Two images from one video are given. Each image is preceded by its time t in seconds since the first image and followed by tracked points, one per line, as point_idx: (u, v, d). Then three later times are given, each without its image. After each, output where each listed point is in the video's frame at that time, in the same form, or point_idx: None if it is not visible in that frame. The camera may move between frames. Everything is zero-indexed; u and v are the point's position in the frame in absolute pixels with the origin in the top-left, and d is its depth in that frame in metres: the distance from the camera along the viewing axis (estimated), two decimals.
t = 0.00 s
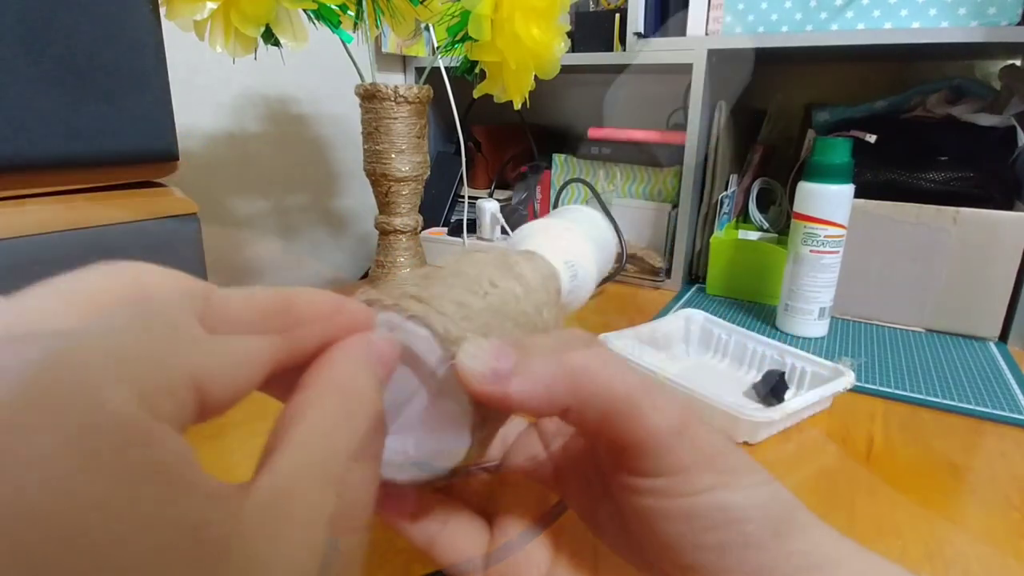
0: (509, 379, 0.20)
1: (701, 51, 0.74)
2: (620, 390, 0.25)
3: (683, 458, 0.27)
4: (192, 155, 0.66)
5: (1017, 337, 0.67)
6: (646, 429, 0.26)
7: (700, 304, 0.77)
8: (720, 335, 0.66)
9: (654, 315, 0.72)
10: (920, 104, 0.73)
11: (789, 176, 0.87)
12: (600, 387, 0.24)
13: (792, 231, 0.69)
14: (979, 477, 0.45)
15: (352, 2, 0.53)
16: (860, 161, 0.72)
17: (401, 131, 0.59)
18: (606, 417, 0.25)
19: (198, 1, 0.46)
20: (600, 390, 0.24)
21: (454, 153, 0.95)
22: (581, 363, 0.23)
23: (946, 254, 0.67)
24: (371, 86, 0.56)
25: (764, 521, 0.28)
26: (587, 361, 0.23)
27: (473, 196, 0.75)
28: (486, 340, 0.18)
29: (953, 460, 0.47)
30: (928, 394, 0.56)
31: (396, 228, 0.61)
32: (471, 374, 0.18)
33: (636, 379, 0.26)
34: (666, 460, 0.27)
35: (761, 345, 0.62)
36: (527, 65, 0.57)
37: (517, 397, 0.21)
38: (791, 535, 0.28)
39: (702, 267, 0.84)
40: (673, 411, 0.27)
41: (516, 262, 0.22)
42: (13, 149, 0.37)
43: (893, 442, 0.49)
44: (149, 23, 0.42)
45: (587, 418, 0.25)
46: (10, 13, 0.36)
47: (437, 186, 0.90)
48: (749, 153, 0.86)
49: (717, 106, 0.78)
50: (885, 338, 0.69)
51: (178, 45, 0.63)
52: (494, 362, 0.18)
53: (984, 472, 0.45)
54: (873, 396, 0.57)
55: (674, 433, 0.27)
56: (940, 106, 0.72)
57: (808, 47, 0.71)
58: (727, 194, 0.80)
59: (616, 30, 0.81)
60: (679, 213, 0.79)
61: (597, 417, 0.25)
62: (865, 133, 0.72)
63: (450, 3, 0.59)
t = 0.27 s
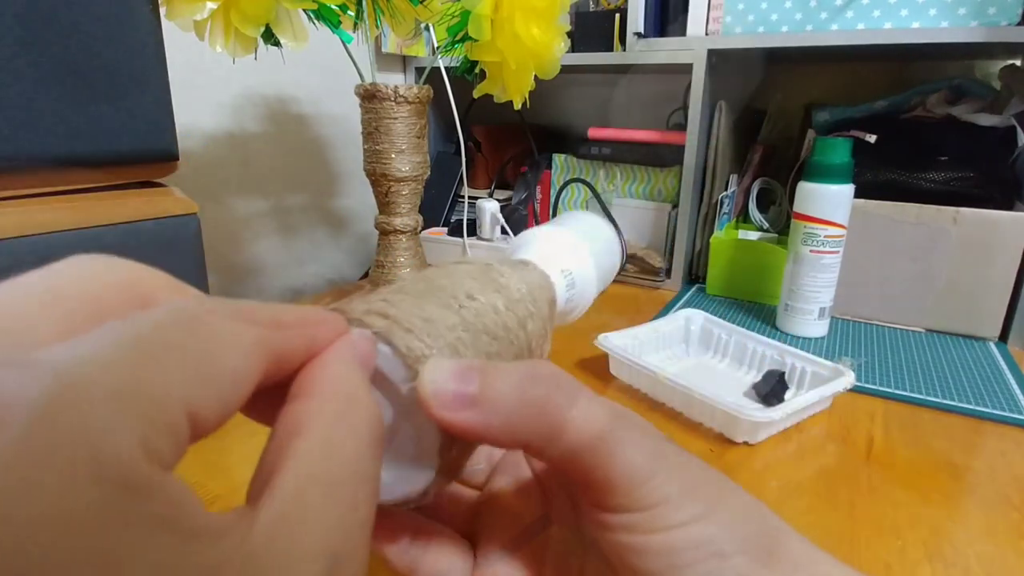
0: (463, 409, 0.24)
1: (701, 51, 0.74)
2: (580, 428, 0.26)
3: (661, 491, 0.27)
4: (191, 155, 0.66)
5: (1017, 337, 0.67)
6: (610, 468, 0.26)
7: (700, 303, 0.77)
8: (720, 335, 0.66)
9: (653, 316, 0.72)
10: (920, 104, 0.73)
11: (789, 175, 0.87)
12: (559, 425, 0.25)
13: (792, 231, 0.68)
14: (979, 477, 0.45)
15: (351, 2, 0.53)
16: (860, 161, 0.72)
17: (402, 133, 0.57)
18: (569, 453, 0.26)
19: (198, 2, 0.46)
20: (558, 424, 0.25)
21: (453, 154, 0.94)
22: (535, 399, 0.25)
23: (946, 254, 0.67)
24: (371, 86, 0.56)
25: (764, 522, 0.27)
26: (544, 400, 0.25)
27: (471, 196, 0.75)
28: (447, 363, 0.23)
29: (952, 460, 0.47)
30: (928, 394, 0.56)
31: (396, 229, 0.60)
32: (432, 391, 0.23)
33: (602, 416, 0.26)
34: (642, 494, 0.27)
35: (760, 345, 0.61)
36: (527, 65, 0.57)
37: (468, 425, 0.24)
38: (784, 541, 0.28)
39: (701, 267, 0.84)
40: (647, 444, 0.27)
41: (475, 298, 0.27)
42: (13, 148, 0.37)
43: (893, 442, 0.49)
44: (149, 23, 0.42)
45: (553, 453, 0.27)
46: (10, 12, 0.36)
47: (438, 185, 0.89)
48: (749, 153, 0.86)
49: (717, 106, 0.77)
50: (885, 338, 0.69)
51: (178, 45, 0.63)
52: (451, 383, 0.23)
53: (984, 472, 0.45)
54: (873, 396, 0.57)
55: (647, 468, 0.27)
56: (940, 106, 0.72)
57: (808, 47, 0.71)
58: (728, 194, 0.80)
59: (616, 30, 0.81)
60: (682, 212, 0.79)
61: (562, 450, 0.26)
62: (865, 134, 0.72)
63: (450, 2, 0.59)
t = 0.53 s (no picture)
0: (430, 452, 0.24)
1: (701, 51, 0.74)
2: (555, 463, 0.26)
3: (648, 516, 0.26)
4: (191, 155, 0.66)
5: (1017, 337, 0.67)
6: (587, 498, 0.26)
7: (700, 304, 0.77)
8: (720, 335, 0.66)
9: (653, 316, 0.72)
10: (920, 104, 0.73)
11: (789, 176, 0.87)
12: (533, 463, 0.25)
13: (792, 231, 0.68)
14: (979, 478, 0.45)
15: (351, 2, 0.53)
16: (860, 161, 0.72)
17: (401, 132, 0.57)
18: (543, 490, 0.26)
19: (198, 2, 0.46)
20: (530, 462, 0.25)
21: (453, 154, 0.94)
22: (508, 437, 0.25)
23: (946, 254, 0.67)
24: (371, 86, 0.56)
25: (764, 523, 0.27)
26: (516, 437, 0.25)
27: (471, 196, 0.75)
28: (415, 408, 0.24)
29: (952, 460, 0.47)
30: (928, 394, 0.56)
31: (396, 228, 0.60)
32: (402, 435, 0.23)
33: (575, 450, 0.26)
34: (621, 523, 0.27)
35: (760, 346, 0.61)
36: (527, 65, 0.57)
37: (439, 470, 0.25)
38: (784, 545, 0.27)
39: (702, 267, 0.84)
40: (630, 466, 0.27)
41: (458, 313, 0.28)
42: (13, 149, 0.37)
43: (892, 442, 0.49)
44: (148, 23, 0.41)
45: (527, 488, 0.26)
46: (10, 12, 0.35)
47: (437, 185, 0.89)
48: (750, 152, 0.86)
49: (717, 106, 0.77)
50: (884, 338, 0.69)
51: (178, 44, 0.63)
52: (419, 427, 0.24)
53: (984, 473, 0.45)
54: (874, 397, 0.57)
55: (631, 492, 0.26)
56: (940, 106, 0.72)
57: (808, 47, 0.71)
58: (728, 194, 0.80)
59: (615, 29, 0.81)
60: (681, 212, 0.79)
61: (538, 486, 0.26)
62: (865, 134, 0.72)
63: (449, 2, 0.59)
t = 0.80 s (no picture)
0: (441, 456, 0.23)
1: (701, 51, 0.74)
2: (559, 457, 0.26)
3: (650, 506, 0.27)
4: (191, 155, 0.66)
5: (1017, 337, 0.67)
6: (593, 489, 0.27)
7: (700, 304, 0.77)
8: (720, 335, 0.66)
9: (654, 315, 0.72)
10: (920, 104, 0.73)
11: (789, 176, 0.87)
12: (539, 459, 0.26)
13: (792, 231, 0.68)
14: (979, 478, 0.45)
15: (351, 2, 0.53)
16: (860, 161, 0.72)
17: (401, 132, 0.57)
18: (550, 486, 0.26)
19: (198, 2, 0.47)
20: (537, 457, 0.26)
21: (454, 154, 0.94)
22: (511, 435, 0.25)
23: (946, 254, 0.67)
24: (371, 86, 0.56)
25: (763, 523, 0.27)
26: (521, 434, 0.25)
27: (471, 196, 0.75)
28: (419, 415, 0.23)
29: (953, 461, 0.47)
30: (928, 394, 0.56)
31: (396, 228, 0.60)
32: (406, 445, 0.23)
33: (580, 443, 0.26)
34: (623, 512, 0.27)
35: (760, 346, 0.61)
36: (527, 65, 0.57)
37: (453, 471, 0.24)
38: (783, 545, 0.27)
39: (701, 267, 0.84)
40: (632, 461, 0.27)
41: (444, 323, 0.26)
42: (13, 149, 0.37)
43: (892, 442, 0.49)
44: (148, 23, 0.41)
45: (536, 484, 0.27)
46: (10, 12, 0.35)
47: (437, 185, 0.89)
48: (750, 152, 0.86)
49: (717, 106, 0.77)
50: (884, 338, 0.69)
51: (177, 44, 0.63)
52: (426, 435, 0.23)
53: (984, 473, 0.45)
54: (873, 396, 0.57)
55: (634, 484, 0.27)
56: (940, 106, 0.72)
57: (808, 47, 0.71)
58: (728, 194, 0.80)
59: (615, 29, 0.81)
60: (682, 212, 0.79)
61: (547, 481, 0.26)
62: (865, 133, 0.72)
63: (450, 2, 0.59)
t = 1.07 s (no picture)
0: (548, 341, 0.26)
1: (701, 51, 0.74)
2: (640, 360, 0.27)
3: (680, 436, 0.28)
4: (192, 155, 0.66)
5: (1017, 337, 0.67)
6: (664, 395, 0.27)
7: (700, 304, 0.77)
8: (720, 335, 0.66)
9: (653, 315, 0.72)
10: (920, 104, 0.73)
11: (789, 176, 0.87)
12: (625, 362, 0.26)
13: (792, 231, 0.68)
14: (978, 478, 0.45)
15: (351, 2, 0.53)
16: (860, 161, 0.72)
17: (402, 132, 0.57)
18: (626, 394, 0.27)
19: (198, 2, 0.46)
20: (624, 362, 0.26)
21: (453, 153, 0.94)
22: (610, 335, 0.26)
23: (946, 254, 0.67)
24: (371, 86, 0.56)
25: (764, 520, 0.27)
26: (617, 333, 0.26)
27: (471, 195, 0.75)
28: (523, 320, 0.26)
29: (953, 461, 0.47)
30: (928, 394, 0.56)
31: (397, 228, 0.61)
32: (512, 335, 0.26)
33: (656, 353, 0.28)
34: (670, 436, 0.28)
35: (761, 346, 0.61)
36: (527, 65, 0.57)
37: (554, 360, 0.26)
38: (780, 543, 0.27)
39: (702, 267, 0.84)
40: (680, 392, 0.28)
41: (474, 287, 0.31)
42: (14, 148, 0.37)
43: (892, 442, 0.49)
44: (148, 23, 0.41)
45: (613, 393, 0.27)
46: (10, 11, 0.35)
47: (437, 185, 0.89)
48: (750, 152, 0.86)
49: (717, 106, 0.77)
50: (884, 338, 0.69)
51: (177, 44, 0.63)
52: (526, 327, 0.26)
53: (984, 473, 0.45)
54: (873, 396, 0.57)
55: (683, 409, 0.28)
56: (940, 106, 0.72)
57: (808, 47, 0.71)
58: (728, 194, 0.80)
59: (615, 29, 0.81)
60: (682, 212, 0.79)
61: (623, 389, 0.27)
62: (865, 133, 0.72)
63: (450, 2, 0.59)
